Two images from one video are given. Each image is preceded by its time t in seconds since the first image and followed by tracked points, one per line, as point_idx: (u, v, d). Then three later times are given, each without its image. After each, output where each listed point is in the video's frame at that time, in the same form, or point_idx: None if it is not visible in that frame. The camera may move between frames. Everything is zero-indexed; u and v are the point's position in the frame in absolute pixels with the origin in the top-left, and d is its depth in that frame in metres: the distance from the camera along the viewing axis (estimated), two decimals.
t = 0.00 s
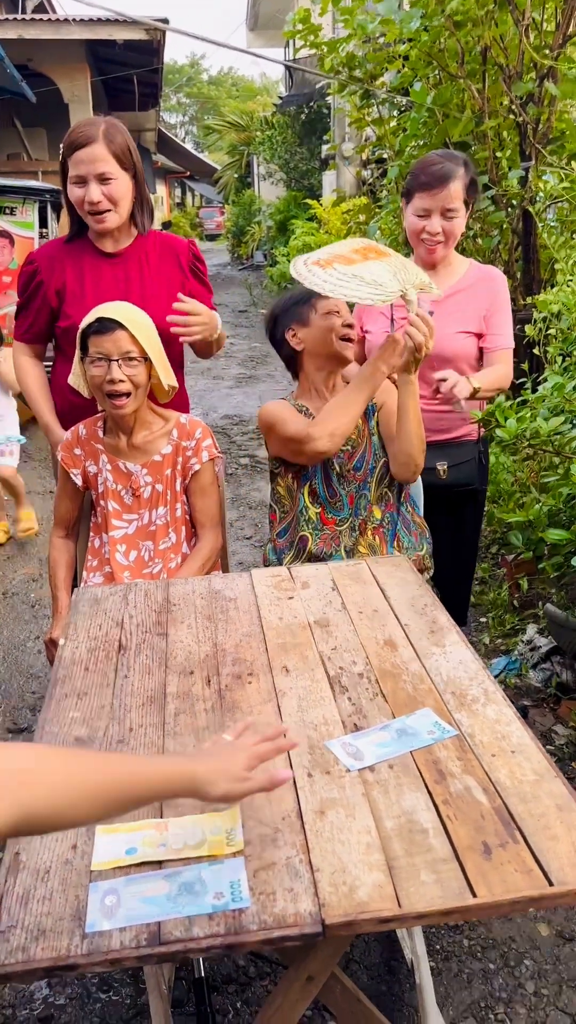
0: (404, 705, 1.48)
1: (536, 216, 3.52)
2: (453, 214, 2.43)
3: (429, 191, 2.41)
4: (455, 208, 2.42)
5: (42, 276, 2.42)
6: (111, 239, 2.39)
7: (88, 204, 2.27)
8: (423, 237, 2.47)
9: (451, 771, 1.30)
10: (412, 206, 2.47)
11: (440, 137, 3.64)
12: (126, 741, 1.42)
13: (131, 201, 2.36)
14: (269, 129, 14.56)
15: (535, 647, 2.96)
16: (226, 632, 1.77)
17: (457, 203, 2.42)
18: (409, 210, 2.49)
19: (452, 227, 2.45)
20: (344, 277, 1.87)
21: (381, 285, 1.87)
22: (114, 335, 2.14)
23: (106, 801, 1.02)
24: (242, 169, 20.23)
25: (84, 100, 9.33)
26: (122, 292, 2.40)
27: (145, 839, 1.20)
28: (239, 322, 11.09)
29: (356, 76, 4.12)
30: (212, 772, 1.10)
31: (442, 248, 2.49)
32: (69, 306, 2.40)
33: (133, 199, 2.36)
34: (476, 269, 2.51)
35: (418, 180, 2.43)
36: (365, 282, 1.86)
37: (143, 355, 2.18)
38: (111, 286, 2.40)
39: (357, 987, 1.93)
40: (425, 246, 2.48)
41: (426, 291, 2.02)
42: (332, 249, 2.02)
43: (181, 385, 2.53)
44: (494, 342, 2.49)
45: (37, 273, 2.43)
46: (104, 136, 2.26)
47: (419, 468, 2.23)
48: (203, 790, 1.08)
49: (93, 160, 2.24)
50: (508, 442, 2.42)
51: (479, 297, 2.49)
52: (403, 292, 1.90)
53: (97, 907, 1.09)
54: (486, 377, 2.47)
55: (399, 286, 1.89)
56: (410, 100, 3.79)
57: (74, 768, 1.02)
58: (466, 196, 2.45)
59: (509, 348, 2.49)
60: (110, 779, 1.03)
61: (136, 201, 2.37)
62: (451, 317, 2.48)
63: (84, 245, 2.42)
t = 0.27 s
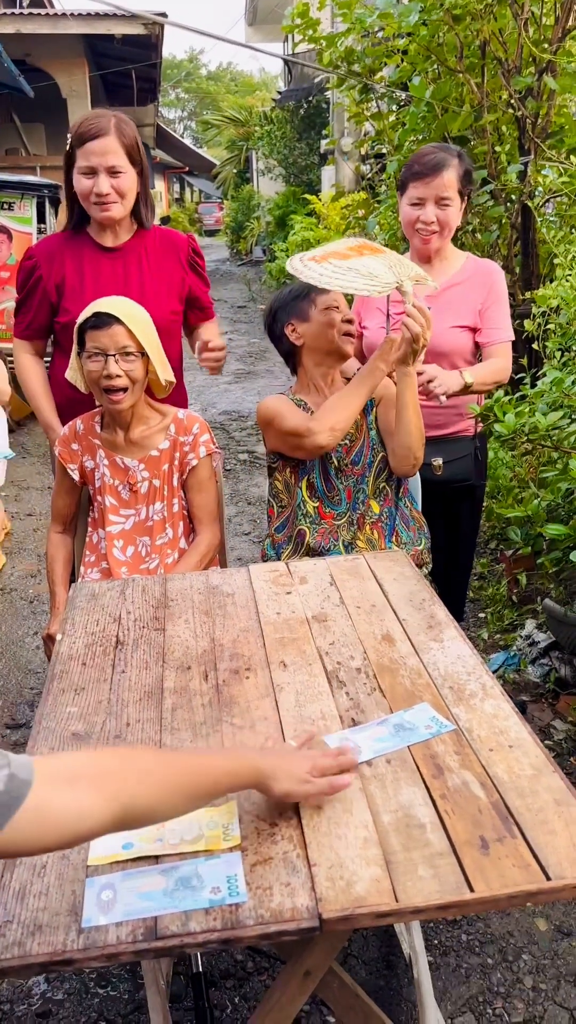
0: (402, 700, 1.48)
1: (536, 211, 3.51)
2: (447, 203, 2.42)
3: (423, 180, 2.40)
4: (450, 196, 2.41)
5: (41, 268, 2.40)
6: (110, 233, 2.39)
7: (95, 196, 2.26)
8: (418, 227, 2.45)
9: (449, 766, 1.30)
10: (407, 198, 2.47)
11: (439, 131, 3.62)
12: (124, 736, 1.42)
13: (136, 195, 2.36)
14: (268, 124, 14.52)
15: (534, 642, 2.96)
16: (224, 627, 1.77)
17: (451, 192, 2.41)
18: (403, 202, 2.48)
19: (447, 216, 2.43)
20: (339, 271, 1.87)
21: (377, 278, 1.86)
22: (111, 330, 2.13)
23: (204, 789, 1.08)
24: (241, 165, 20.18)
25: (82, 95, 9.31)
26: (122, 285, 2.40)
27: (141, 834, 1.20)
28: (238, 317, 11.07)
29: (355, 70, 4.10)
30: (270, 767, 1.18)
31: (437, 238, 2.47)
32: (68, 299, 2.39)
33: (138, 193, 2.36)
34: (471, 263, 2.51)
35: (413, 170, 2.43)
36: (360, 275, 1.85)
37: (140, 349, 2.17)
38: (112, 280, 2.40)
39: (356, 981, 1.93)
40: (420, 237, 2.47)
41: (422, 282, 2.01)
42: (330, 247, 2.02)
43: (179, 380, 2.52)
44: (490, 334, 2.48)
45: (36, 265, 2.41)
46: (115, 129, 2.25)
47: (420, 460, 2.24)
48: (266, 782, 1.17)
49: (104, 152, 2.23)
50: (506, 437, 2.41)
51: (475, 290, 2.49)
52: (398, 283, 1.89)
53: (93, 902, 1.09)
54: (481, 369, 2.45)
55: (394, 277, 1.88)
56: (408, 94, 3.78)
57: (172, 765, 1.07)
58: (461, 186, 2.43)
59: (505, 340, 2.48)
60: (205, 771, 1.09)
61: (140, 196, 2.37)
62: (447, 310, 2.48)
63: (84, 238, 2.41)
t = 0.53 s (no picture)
0: (400, 698, 1.48)
1: (537, 208, 3.50)
2: (446, 199, 2.41)
3: (421, 175, 2.40)
4: (448, 192, 2.41)
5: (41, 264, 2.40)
6: (111, 230, 2.38)
7: (100, 191, 2.26)
8: (416, 223, 2.44)
9: (446, 764, 1.30)
10: (405, 194, 2.46)
11: (440, 128, 3.62)
12: (121, 734, 1.41)
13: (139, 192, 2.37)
14: (270, 121, 14.49)
15: (534, 641, 2.95)
16: (222, 625, 1.76)
17: (450, 187, 2.40)
18: (402, 198, 2.48)
19: (445, 212, 2.43)
20: (341, 267, 1.86)
21: (379, 275, 1.85)
22: (110, 327, 2.13)
23: (182, 853, 1.00)
24: (243, 162, 20.15)
25: (83, 92, 9.30)
26: (122, 282, 2.40)
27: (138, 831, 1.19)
28: (239, 315, 11.06)
29: (355, 67, 4.09)
30: (277, 820, 1.08)
31: (436, 234, 2.47)
32: (68, 295, 2.39)
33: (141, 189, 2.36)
34: (469, 261, 2.51)
35: (411, 165, 2.43)
36: (363, 272, 1.85)
37: (138, 347, 2.17)
38: (112, 276, 2.39)
39: (354, 980, 1.93)
40: (419, 233, 2.46)
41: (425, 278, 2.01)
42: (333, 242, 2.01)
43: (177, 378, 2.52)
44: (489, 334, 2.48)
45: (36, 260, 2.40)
46: (123, 125, 2.25)
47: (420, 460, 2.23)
48: (265, 841, 1.05)
49: (111, 149, 2.23)
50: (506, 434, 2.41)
51: (473, 288, 2.48)
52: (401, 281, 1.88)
53: (88, 900, 1.09)
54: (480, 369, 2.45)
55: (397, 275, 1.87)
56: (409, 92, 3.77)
57: (145, 825, 1.00)
58: (459, 182, 2.43)
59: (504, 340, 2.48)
60: (187, 831, 1.01)
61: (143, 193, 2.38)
62: (445, 309, 2.47)
63: (84, 234, 2.40)
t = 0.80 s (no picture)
0: (403, 695, 1.48)
1: (542, 207, 3.49)
2: (450, 196, 2.42)
3: (426, 171, 2.40)
4: (453, 189, 2.41)
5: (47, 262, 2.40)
6: (116, 228, 2.39)
7: (107, 186, 2.26)
8: (421, 220, 2.45)
9: (450, 762, 1.30)
10: (410, 192, 2.46)
11: (446, 127, 3.62)
12: (126, 730, 1.42)
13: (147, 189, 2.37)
14: (275, 120, 14.49)
15: (538, 640, 2.95)
16: (227, 622, 1.77)
17: (454, 184, 2.41)
18: (406, 195, 2.48)
19: (450, 209, 2.43)
20: (357, 267, 1.86)
21: (395, 274, 1.85)
22: (116, 326, 2.14)
23: (162, 910, 1.02)
24: (247, 160, 20.14)
25: (88, 91, 9.31)
26: (127, 280, 2.41)
27: (143, 826, 1.20)
28: (244, 314, 11.06)
29: (361, 66, 4.09)
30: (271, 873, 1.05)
31: (441, 232, 2.47)
32: (74, 293, 2.39)
33: (149, 186, 2.37)
34: (474, 259, 2.50)
35: (416, 163, 2.43)
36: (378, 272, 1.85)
37: (144, 346, 2.17)
38: (117, 275, 2.40)
39: (357, 977, 1.94)
40: (423, 230, 2.46)
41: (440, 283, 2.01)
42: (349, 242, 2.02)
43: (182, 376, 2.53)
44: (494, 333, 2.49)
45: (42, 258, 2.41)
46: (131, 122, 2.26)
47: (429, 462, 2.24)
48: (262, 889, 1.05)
49: (119, 144, 2.24)
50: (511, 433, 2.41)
51: (477, 287, 2.48)
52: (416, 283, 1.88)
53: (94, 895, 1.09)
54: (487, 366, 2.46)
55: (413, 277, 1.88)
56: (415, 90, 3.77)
57: (119, 881, 1.03)
58: (464, 180, 2.43)
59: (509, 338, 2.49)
60: (167, 888, 1.03)
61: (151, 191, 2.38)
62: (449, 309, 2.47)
63: (90, 232, 2.41)
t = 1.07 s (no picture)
0: (410, 695, 1.48)
1: (550, 207, 3.49)
2: (457, 194, 2.42)
3: (433, 169, 2.40)
4: (460, 187, 2.41)
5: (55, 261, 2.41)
6: (124, 227, 2.40)
7: (111, 182, 2.27)
8: (428, 219, 2.45)
9: (456, 761, 1.30)
10: (417, 191, 2.46)
11: (454, 127, 3.61)
12: (133, 728, 1.42)
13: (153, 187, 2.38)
14: (283, 119, 14.49)
15: (545, 641, 2.95)
16: (234, 621, 1.77)
17: (462, 183, 2.40)
18: (413, 195, 2.48)
19: (457, 207, 2.43)
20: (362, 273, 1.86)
21: (399, 279, 1.85)
22: (124, 325, 2.14)
23: (178, 926, 1.02)
24: (255, 160, 20.15)
25: (96, 91, 9.32)
26: (135, 279, 2.41)
27: (150, 824, 1.21)
28: (251, 313, 11.07)
29: (369, 66, 4.09)
30: (283, 890, 1.06)
31: (448, 230, 2.47)
32: (82, 292, 2.40)
33: (155, 184, 2.37)
34: (480, 260, 2.50)
35: (422, 162, 2.43)
36: (382, 277, 1.85)
37: (152, 346, 2.18)
38: (124, 274, 2.41)
39: (363, 977, 1.94)
40: (430, 228, 2.46)
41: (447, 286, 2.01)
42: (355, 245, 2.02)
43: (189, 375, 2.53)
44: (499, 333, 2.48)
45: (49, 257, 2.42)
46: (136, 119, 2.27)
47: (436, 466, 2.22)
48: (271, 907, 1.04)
49: (123, 140, 2.24)
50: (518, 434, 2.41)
51: (483, 288, 2.48)
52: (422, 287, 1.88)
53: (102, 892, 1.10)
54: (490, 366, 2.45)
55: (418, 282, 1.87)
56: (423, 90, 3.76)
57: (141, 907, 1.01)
58: (471, 179, 2.43)
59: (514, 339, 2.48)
60: (183, 902, 1.03)
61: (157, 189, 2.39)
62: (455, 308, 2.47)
63: (98, 231, 2.42)
